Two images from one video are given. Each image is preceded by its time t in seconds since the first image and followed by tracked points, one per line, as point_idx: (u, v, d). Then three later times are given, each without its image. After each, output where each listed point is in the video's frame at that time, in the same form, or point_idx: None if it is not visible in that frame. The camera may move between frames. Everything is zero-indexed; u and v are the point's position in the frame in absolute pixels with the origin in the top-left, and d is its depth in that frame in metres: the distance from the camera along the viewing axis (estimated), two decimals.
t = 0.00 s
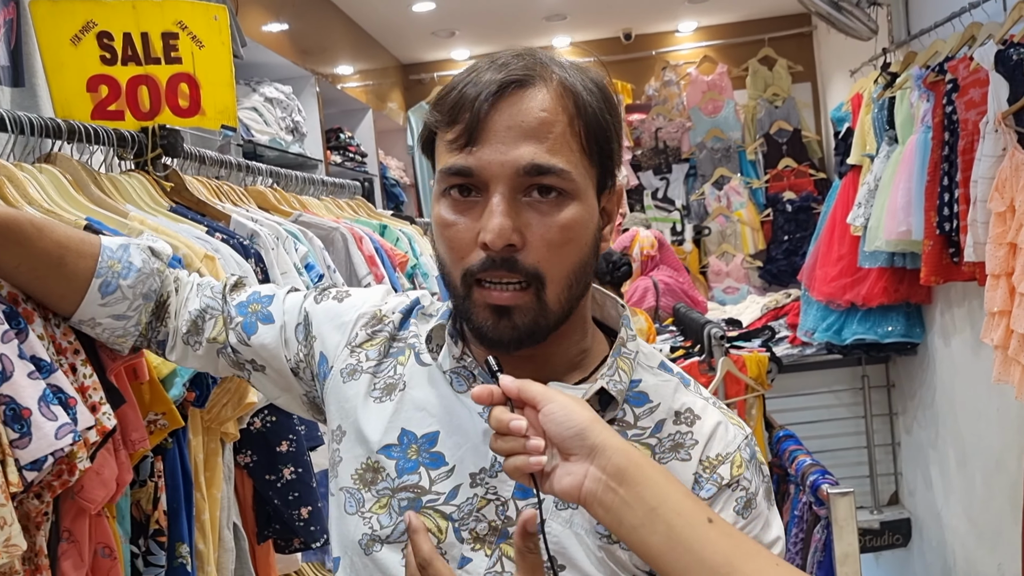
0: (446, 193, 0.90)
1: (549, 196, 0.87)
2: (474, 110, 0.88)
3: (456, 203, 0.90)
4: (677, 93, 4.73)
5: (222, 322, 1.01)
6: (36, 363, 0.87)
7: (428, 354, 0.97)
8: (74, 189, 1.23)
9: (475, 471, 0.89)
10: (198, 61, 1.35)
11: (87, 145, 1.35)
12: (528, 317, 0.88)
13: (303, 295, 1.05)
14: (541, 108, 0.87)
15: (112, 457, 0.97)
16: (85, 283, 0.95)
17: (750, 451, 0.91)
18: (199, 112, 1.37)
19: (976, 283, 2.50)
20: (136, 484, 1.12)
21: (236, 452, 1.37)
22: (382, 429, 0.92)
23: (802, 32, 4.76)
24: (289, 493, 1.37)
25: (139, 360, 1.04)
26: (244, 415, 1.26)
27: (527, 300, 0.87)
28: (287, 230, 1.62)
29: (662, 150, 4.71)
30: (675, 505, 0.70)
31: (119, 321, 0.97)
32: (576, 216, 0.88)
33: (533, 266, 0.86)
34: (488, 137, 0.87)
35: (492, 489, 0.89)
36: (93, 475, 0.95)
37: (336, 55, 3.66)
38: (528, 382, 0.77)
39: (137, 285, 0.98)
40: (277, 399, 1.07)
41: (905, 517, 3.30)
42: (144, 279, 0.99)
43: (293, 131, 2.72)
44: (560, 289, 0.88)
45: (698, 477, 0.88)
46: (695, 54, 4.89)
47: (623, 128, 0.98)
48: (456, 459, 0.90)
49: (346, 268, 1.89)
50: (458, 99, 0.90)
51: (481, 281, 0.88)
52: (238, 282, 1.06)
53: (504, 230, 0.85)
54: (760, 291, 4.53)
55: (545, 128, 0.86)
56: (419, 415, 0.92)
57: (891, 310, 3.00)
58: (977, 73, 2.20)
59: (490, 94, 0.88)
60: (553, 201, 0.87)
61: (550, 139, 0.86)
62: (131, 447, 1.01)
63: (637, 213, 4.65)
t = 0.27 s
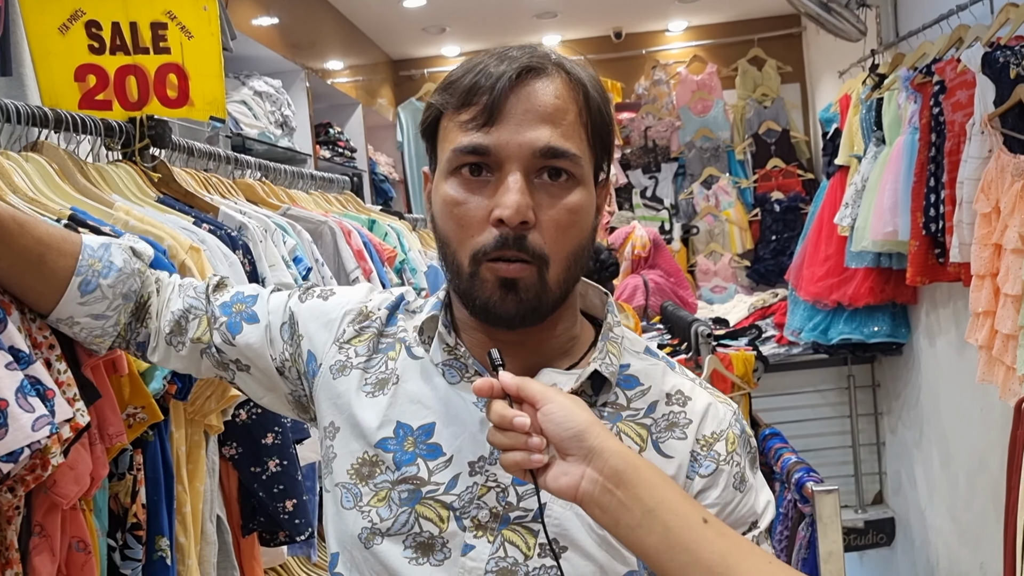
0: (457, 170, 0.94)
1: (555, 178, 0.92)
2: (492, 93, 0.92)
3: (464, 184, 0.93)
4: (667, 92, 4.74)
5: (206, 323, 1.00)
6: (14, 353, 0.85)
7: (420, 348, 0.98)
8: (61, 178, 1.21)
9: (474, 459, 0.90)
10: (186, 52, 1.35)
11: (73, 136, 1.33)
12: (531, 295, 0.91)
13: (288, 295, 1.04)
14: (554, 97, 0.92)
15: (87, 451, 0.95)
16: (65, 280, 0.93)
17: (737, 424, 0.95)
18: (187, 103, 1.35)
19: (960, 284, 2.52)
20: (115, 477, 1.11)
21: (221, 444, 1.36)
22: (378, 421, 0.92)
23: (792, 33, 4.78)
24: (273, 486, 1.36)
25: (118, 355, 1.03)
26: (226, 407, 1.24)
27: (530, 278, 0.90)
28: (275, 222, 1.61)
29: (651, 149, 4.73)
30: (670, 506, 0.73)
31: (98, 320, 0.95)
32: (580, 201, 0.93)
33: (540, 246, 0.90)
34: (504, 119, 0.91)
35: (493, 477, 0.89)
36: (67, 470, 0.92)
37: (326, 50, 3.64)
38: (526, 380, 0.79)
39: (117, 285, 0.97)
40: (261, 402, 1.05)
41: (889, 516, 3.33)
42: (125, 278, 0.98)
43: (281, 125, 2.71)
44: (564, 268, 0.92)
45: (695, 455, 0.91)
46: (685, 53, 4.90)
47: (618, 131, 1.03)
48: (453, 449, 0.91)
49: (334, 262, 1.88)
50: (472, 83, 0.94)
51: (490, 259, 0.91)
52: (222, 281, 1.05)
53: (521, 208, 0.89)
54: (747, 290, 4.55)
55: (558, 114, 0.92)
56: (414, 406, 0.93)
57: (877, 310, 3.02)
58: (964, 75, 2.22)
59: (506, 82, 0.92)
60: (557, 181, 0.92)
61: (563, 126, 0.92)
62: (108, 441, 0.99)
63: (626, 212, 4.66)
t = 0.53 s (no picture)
0: (450, 145, 0.94)
1: (545, 144, 0.93)
2: (480, 69, 0.94)
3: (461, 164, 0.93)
4: (658, 91, 4.75)
5: (195, 321, 0.98)
6: None
7: (412, 341, 0.98)
8: (48, 172, 1.20)
9: (472, 449, 0.90)
10: (175, 45, 1.33)
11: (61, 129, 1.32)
12: (529, 264, 0.90)
13: (276, 293, 1.04)
14: (540, 72, 0.94)
15: (73, 445, 0.94)
16: (52, 277, 0.92)
17: (729, 405, 0.96)
18: (176, 96, 1.34)
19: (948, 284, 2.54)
20: (100, 471, 1.10)
21: (206, 440, 1.35)
22: (373, 414, 0.92)
23: (783, 32, 4.79)
24: (259, 482, 1.35)
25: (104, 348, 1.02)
26: (211, 403, 1.23)
27: (528, 244, 0.90)
28: (264, 218, 1.61)
29: (642, 147, 4.73)
30: (679, 490, 0.72)
31: (84, 318, 0.94)
32: (571, 167, 0.93)
33: (537, 209, 0.90)
34: (494, 92, 0.93)
35: (491, 465, 0.89)
36: (52, 465, 0.91)
37: (317, 45, 3.62)
38: (541, 367, 0.80)
39: (104, 283, 0.96)
40: (249, 401, 1.03)
41: (876, 516, 3.35)
42: (111, 278, 0.97)
43: (271, 120, 2.69)
44: (558, 236, 0.92)
45: (691, 435, 0.91)
46: (676, 52, 4.90)
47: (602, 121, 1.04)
48: (450, 439, 0.91)
49: (323, 258, 1.87)
50: (460, 67, 0.95)
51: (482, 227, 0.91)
52: (210, 281, 1.04)
53: (513, 167, 0.89)
54: (737, 289, 4.56)
55: (546, 86, 0.94)
56: (409, 399, 0.93)
57: (865, 310, 3.02)
58: (954, 76, 2.23)
59: (493, 58, 0.94)
60: (547, 148, 0.93)
61: (551, 95, 0.94)
62: (94, 434, 0.98)
63: (617, 210, 4.66)
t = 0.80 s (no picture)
0: (444, 163, 0.94)
1: (540, 164, 0.93)
2: (474, 85, 0.92)
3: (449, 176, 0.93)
4: (656, 90, 4.75)
5: (199, 319, 0.99)
6: None
7: (412, 339, 0.98)
8: (46, 167, 1.20)
9: (473, 443, 0.90)
10: (173, 41, 1.33)
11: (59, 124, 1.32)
12: (524, 280, 0.91)
13: (280, 292, 1.04)
14: (533, 86, 0.93)
15: (73, 439, 0.94)
16: (49, 273, 0.92)
17: (726, 394, 0.97)
18: (173, 94, 1.34)
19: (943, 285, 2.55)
20: (101, 466, 1.10)
21: (204, 436, 1.35)
22: (376, 411, 0.92)
23: (781, 33, 4.80)
24: (256, 478, 1.35)
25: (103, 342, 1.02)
26: (210, 398, 1.23)
27: (522, 264, 0.90)
28: (261, 215, 1.60)
29: (639, 147, 4.74)
30: (698, 484, 0.73)
31: (82, 314, 0.93)
32: (564, 185, 0.93)
33: (531, 230, 0.90)
34: (488, 110, 0.92)
35: (492, 458, 0.89)
36: (51, 458, 0.92)
37: (315, 42, 3.62)
38: (562, 357, 0.81)
39: (102, 279, 0.95)
40: (251, 401, 1.04)
41: (870, 515, 3.36)
42: (110, 273, 0.96)
43: (269, 117, 2.69)
44: (552, 256, 0.92)
45: (688, 424, 0.92)
46: (674, 52, 4.90)
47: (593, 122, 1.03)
48: (451, 434, 0.91)
49: (319, 256, 1.87)
50: (454, 79, 0.94)
51: (478, 246, 0.91)
52: (213, 281, 1.04)
53: (508, 196, 0.89)
54: (733, 289, 4.57)
55: (539, 103, 0.93)
56: (411, 396, 0.93)
57: (861, 310, 3.02)
58: (951, 78, 2.23)
59: (486, 73, 0.93)
60: (542, 167, 0.93)
61: (544, 112, 0.93)
62: (94, 428, 0.98)
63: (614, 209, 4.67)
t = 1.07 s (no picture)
0: (448, 146, 0.94)
1: (540, 151, 0.93)
2: (482, 72, 0.93)
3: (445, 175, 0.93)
4: (657, 90, 4.75)
5: (204, 316, 0.99)
6: (5, 331, 0.85)
7: (413, 336, 0.98)
8: (51, 161, 1.21)
9: (474, 439, 0.91)
10: (179, 37, 1.33)
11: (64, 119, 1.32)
12: (519, 260, 0.90)
13: (284, 289, 1.04)
14: (540, 78, 0.93)
15: (78, 431, 0.95)
16: (56, 266, 0.93)
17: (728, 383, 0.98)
18: (178, 89, 1.34)
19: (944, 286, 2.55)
20: (107, 458, 1.10)
21: (207, 430, 1.36)
22: (376, 409, 0.93)
23: (783, 33, 4.80)
24: (259, 473, 1.36)
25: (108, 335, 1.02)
26: (215, 393, 1.25)
27: (519, 245, 0.90)
28: (263, 211, 1.61)
29: (641, 146, 4.74)
30: (708, 486, 0.73)
31: (86, 309, 0.94)
32: (564, 174, 0.94)
33: (530, 214, 0.91)
34: (494, 95, 0.93)
35: (492, 455, 0.90)
36: (58, 449, 0.92)
37: (317, 40, 3.62)
38: (572, 358, 0.81)
39: (107, 274, 0.96)
40: (252, 398, 1.04)
41: (869, 516, 3.37)
42: (115, 268, 0.97)
43: (271, 114, 2.69)
44: (551, 239, 0.93)
45: (692, 416, 0.93)
46: (676, 51, 4.90)
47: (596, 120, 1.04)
48: (452, 431, 0.91)
49: (321, 252, 1.87)
50: (462, 67, 0.95)
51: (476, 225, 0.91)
52: (217, 277, 1.04)
53: (510, 176, 0.89)
54: (733, 289, 4.58)
55: (545, 93, 0.94)
56: (411, 393, 0.93)
57: (861, 311, 3.02)
58: (952, 79, 2.24)
59: (495, 61, 0.93)
60: (542, 155, 0.93)
61: (549, 103, 0.94)
62: (100, 420, 0.98)
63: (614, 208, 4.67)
